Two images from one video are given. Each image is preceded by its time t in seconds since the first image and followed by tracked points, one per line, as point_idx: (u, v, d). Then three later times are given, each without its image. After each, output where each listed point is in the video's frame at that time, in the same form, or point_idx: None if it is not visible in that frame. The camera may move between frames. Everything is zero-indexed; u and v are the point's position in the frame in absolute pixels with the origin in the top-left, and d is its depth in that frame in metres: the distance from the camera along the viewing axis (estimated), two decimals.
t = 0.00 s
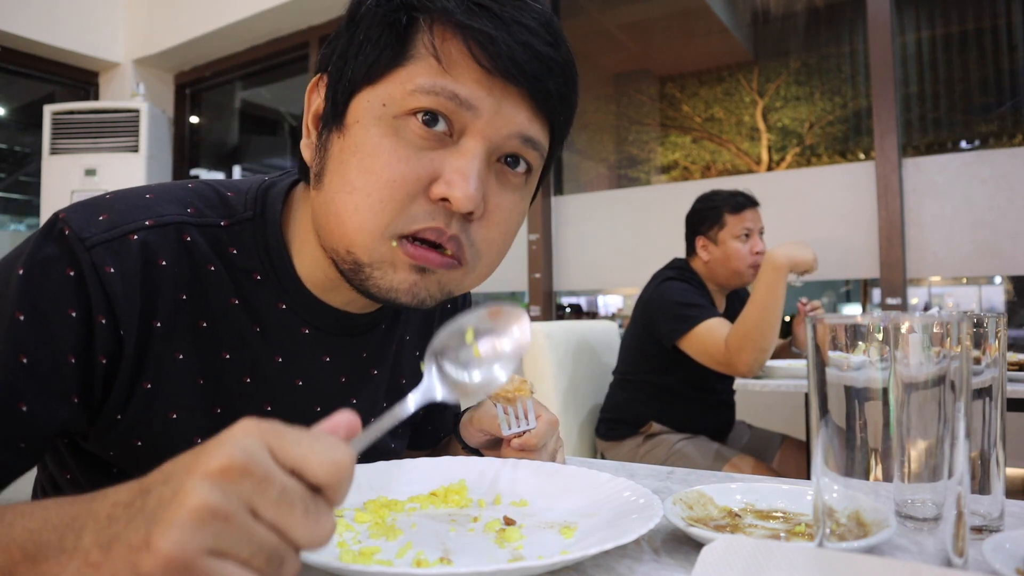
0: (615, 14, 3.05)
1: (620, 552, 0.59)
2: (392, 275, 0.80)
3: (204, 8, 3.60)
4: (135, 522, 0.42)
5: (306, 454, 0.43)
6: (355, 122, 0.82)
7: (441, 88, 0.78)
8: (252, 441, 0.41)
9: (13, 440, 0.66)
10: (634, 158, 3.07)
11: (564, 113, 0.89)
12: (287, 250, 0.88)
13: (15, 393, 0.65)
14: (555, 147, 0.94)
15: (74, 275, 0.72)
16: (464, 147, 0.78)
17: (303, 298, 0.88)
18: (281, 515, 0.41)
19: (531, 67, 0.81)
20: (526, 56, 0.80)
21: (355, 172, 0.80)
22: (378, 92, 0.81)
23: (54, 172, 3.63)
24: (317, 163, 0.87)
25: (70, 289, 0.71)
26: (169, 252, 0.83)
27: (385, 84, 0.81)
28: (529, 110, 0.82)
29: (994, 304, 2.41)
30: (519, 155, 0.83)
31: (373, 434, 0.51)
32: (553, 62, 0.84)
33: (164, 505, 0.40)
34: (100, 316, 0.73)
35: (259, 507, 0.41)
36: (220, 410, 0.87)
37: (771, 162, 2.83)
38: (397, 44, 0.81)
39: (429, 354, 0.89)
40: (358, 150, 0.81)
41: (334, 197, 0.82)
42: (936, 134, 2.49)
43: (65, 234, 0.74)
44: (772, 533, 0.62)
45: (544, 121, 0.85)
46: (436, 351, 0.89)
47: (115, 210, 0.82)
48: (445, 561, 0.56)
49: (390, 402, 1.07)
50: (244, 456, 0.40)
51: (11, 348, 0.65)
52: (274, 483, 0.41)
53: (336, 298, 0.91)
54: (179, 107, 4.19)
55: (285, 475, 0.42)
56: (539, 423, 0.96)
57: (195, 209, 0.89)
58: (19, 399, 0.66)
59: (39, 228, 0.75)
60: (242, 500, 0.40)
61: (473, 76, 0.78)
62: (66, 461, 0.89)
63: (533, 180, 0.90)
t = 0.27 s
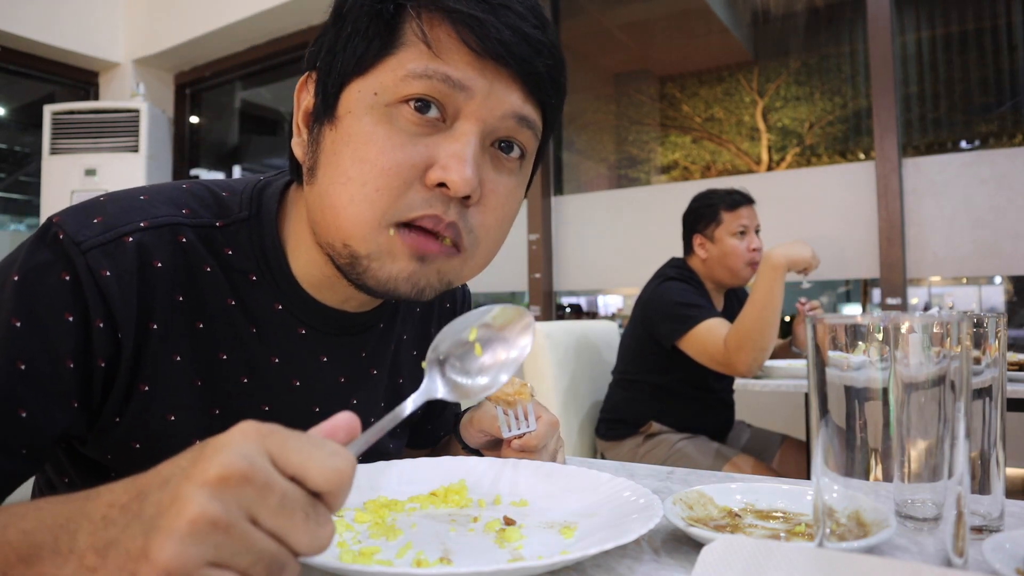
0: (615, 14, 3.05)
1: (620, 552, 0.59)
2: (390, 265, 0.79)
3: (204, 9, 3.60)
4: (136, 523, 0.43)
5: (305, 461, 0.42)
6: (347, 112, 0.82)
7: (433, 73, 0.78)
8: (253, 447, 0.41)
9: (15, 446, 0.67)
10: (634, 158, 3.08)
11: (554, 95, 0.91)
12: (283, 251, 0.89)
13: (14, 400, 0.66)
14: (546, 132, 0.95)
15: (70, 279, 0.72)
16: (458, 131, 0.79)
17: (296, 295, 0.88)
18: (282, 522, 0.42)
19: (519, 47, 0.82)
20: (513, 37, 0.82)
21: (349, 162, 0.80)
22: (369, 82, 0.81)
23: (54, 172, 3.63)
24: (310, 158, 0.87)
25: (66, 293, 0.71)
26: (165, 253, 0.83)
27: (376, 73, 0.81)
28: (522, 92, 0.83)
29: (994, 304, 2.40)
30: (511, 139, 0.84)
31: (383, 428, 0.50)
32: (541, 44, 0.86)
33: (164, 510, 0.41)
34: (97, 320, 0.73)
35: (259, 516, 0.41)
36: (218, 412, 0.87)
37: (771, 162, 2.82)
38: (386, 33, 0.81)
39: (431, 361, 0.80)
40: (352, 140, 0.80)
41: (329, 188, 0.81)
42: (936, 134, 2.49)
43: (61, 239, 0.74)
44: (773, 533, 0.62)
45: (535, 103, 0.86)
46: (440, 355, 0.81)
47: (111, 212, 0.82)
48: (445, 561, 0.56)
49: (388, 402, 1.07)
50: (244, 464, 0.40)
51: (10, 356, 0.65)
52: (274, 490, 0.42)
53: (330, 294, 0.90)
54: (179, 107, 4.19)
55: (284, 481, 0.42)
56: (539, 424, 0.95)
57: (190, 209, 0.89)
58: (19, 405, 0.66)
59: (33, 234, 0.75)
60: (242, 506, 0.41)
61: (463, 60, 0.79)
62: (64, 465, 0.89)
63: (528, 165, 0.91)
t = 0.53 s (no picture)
0: (615, 14, 3.07)
1: (620, 552, 0.59)
2: (393, 272, 0.80)
3: (204, 9, 3.60)
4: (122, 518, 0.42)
5: (291, 448, 0.43)
6: (348, 120, 0.82)
7: (434, 80, 0.78)
8: (236, 435, 0.42)
9: (17, 447, 0.67)
10: (634, 158, 3.07)
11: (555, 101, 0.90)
12: (282, 254, 0.88)
13: (13, 402, 0.65)
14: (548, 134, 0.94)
15: (70, 280, 0.72)
16: (459, 138, 0.79)
17: (298, 299, 0.88)
18: (271, 508, 0.42)
19: (520, 53, 0.81)
20: (515, 44, 0.81)
21: (352, 170, 0.80)
22: (369, 88, 0.81)
23: (54, 172, 3.63)
24: (311, 164, 0.87)
25: (66, 296, 0.71)
26: (164, 254, 0.83)
27: (376, 80, 0.81)
28: (523, 99, 0.82)
29: (994, 304, 2.40)
30: (514, 144, 0.84)
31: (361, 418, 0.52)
32: (543, 50, 0.85)
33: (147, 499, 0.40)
34: (97, 321, 0.73)
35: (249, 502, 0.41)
36: (217, 412, 0.87)
37: (771, 162, 2.82)
38: (385, 39, 0.81)
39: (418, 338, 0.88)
40: (354, 148, 0.81)
41: (332, 196, 0.82)
42: (936, 134, 2.49)
43: (60, 240, 0.74)
44: (773, 533, 0.62)
45: (537, 108, 0.85)
46: (428, 335, 0.88)
47: (109, 213, 0.82)
48: (446, 561, 0.56)
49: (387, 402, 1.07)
50: (227, 450, 0.40)
51: (10, 359, 0.65)
52: (261, 474, 0.42)
53: (333, 297, 0.91)
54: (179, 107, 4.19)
55: (272, 467, 0.43)
56: (539, 425, 0.95)
57: (189, 210, 0.89)
58: (21, 407, 0.66)
59: (32, 236, 0.75)
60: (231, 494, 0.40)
61: (464, 66, 0.78)
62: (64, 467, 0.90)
63: (528, 169, 0.91)
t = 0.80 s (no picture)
0: (615, 14, 3.09)
1: (620, 552, 0.59)
2: (402, 279, 0.80)
3: (204, 9, 3.60)
4: (105, 519, 0.42)
5: (277, 435, 0.42)
6: (350, 127, 0.82)
7: (435, 86, 0.78)
8: (218, 426, 0.41)
9: (16, 449, 0.67)
10: (634, 158, 3.07)
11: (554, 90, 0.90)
12: (286, 257, 0.88)
13: (15, 403, 0.65)
14: (547, 131, 0.94)
15: (73, 282, 0.72)
16: (462, 143, 0.78)
17: (302, 302, 0.88)
18: (256, 498, 0.42)
19: (519, 56, 0.81)
20: (513, 46, 0.81)
21: (357, 178, 0.80)
22: (370, 95, 0.81)
23: (54, 172, 3.63)
24: (313, 172, 0.87)
25: (70, 297, 0.71)
26: (168, 256, 0.83)
27: (376, 86, 0.81)
28: (523, 100, 0.82)
29: (995, 305, 2.40)
30: (516, 143, 0.83)
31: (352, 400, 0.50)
32: (541, 49, 0.85)
33: (131, 500, 0.40)
34: (101, 323, 0.73)
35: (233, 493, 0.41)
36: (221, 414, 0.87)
37: (771, 162, 2.81)
38: (385, 45, 0.81)
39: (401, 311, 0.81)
40: (358, 157, 0.81)
41: (337, 204, 0.82)
42: (936, 134, 2.49)
43: (64, 242, 0.74)
44: (772, 533, 0.62)
45: (536, 108, 0.85)
46: (412, 315, 0.81)
47: (113, 215, 0.82)
48: (446, 561, 0.56)
49: (388, 403, 1.07)
50: (209, 441, 0.40)
51: (11, 360, 0.65)
52: (245, 465, 0.41)
53: (336, 302, 0.91)
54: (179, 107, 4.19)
55: (254, 455, 0.42)
56: (539, 425, 0.95)
57: (192, 211, 0.89)
58: (22, 409, 0.66)
59: (37, 237, 0.75)
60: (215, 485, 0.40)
61: (465, 71, 0.78)
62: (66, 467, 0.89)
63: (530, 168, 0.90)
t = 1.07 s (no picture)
0: (615, 14, 3.10)
1: (621, 552, 0.59)
2: (398, 260, 0.80)
3: (204, 9, 3.60)
4: (162, 524, 0.43)
5: (325, 464, 0.46)
6: (344, 111, 0.82)
7: (427, 68, 0.78)
8: (275, 448, 0.44)
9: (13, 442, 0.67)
10: (634, 158, 3.07)
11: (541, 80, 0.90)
12: (280, 245, 0.89)
13: (10, 396, 0.65)
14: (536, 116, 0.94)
15: (70, 276, 0.72)
16: (455, 123, 0.79)
17: (296, 293, 0.89)
18: (304, 519, 0.45)
19: (508, 36, 0.82)
20: (500, 26, 0.81)
21: (352, 159, 0.80)
22: (363, 79, 0.81)
23: (54, 172, 3.62)
24: (309, 158, 0.87)
25: (66, 291, 0.71)
26: (163, 249, 0.83)
27: (369, 70, 0.81)
28: (512, 80, 0.82)
29: (994, 305, 2.40)
30: (506, 128, 0.84)
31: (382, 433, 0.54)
32: (528, 32, 0.86)
33: (191, 510, 0.42)
34: (97, 316, 0.73)
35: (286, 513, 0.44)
36: (217, 408, 0.87)
37: (771, 162, 2.81)
38: (376, 29, 0.81)
39: (423, 371, 0.77)
40: (353, 138, 0.80)
41: (332, 187, 0.82)
42: (936, 134, 2.49)
43: (60, 235, 0.74)
44: (772, 533, 0.62)
45: (525, 90, 0.85)
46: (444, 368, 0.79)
47: (109, 209, 0.82)
48: (446, 561, 0.56)
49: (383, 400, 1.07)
50: (269, 462, 0.43)
51: (8, 352, 0.65)
52: (297, 488, 0.44)
53: (332, 291, 0.91)
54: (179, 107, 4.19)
55: (304, 479, 0.45)
56: (537, 426, 0.95)
57: (188, 206, 0.89)
58: (18, 402, 0.66)
59: (32, 231, 0.75)
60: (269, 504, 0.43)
61: (454, 52, 0.79)
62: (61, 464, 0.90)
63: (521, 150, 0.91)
